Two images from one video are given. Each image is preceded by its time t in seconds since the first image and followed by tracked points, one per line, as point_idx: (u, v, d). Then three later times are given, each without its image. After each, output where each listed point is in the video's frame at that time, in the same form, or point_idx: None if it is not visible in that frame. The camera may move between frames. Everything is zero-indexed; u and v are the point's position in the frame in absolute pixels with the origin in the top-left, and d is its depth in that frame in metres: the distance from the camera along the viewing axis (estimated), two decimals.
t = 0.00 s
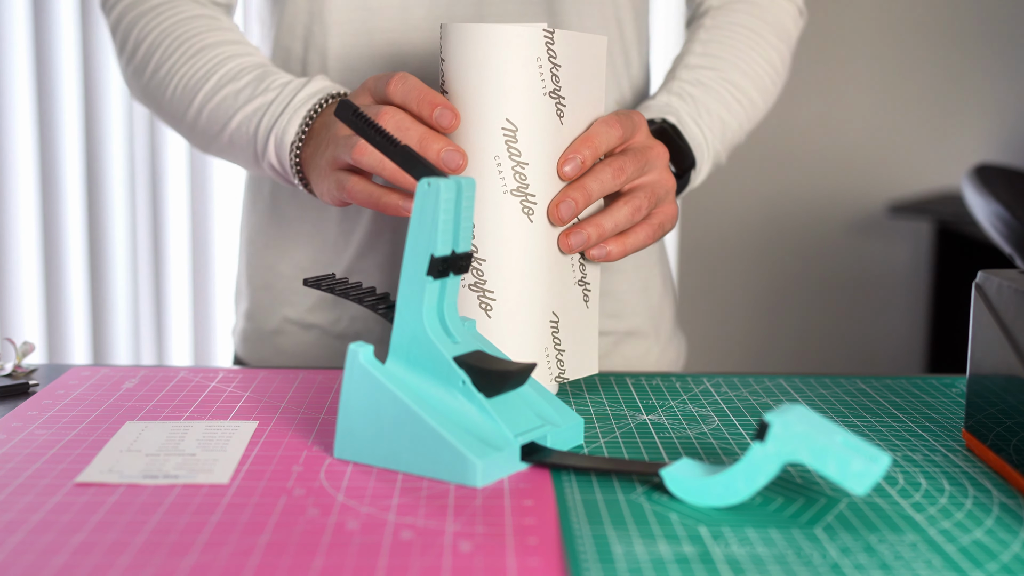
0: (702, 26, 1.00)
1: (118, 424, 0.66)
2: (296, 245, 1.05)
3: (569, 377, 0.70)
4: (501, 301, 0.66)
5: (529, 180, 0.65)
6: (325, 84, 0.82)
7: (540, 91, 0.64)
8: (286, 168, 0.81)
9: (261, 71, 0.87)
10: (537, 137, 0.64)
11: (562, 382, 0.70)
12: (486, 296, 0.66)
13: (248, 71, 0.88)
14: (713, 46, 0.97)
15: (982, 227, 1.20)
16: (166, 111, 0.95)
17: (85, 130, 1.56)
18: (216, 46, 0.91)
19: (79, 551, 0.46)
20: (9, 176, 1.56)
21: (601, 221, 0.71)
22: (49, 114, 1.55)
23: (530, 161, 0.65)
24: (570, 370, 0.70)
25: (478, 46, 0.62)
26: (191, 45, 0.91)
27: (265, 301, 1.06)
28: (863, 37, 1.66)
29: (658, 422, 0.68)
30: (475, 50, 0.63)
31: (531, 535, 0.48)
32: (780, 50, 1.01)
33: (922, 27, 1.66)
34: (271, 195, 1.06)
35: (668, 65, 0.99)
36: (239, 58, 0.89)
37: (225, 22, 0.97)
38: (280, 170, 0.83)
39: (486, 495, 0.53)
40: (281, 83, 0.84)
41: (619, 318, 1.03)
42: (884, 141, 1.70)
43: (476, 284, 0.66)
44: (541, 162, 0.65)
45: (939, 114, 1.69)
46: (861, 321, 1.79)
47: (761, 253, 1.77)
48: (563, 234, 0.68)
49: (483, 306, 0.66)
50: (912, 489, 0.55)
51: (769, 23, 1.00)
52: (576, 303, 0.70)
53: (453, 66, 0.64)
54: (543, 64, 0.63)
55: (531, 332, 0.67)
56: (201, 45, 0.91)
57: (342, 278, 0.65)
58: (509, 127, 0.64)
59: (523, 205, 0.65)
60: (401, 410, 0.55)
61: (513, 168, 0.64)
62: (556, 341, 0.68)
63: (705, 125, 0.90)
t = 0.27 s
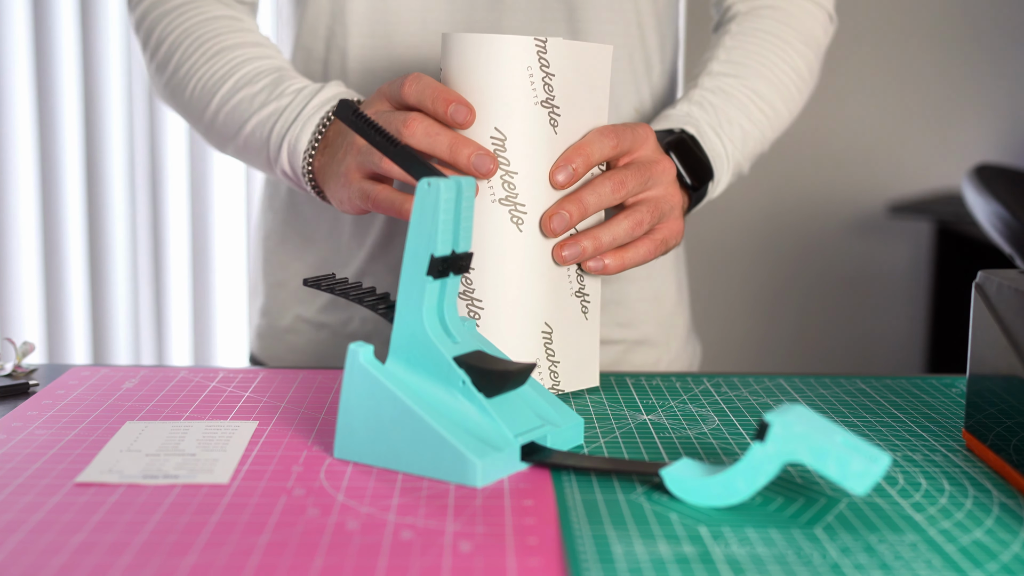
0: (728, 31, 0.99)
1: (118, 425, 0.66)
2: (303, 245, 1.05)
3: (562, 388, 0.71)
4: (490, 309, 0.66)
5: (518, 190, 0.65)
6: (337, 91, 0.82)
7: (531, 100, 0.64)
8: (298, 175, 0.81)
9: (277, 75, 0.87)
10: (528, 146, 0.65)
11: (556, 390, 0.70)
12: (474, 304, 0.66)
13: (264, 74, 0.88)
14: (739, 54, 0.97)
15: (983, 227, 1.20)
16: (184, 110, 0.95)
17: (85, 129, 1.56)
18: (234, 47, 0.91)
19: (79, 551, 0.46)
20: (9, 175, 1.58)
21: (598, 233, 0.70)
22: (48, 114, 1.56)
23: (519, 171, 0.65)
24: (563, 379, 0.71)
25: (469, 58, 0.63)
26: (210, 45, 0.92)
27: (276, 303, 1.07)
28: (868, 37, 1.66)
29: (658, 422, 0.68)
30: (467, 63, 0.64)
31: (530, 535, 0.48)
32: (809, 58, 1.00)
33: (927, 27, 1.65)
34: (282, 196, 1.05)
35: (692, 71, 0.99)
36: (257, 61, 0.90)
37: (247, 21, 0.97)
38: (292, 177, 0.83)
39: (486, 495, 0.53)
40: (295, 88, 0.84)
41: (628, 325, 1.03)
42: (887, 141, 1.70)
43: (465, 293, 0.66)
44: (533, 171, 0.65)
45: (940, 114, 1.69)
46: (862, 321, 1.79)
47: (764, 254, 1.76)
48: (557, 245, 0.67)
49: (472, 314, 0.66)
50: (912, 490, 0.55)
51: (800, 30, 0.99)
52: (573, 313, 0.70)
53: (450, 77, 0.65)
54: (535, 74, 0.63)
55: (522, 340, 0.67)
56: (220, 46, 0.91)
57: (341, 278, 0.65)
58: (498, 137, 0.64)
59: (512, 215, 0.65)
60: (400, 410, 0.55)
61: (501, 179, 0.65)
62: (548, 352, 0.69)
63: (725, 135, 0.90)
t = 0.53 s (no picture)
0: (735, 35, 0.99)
1: (118, 425, 0.66)
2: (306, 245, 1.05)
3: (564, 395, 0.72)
4: (487, 319, 0.67)
5: (511, 201, 0.65)
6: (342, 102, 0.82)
7: (521, 111, 0.64)
8: (303, 184, 0.81)
9: (284, 83, 0.87)
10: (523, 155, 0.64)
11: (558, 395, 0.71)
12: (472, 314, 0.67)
13: (270, 82, 0.88)
14: (746, 59, 0.96)
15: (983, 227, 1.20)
16: (191, 114, 0.96)
17: (85, 129, 1.56)
18: (242, 54, 0.91)
19: (79, 551, 0.46)
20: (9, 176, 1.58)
21: (593, 242, 0.70)
22: (49, 114, 1.56)
23: (511, 181, 0.65)
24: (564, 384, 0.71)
25: (461, 71, 0.64)
26: (218, 52, 0.92)
27: (282, 303, 1.07)
28: (870, 37, 1.66)
29: (658, 422, 0.68)
30: (458, 77, 0.64)
31: (531, 535, 0.48)
32: (818, 62, 0.99)
33: (929, 28, 1.65)
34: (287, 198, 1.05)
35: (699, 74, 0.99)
36: (264, 68, 0.90)
37: (256, 26, 0.97)
38: (296, 186, 0.84)
39: (486, 495, 0.53)
40: (301, 99, 0.85)
41: (632, 330, 1.03)
42: (888, 141, 1.70)
43: (463, 303, 0.67)
44: (526, 181, 0.65)
45: (942, 114, 1.69)
46: (862, 321, 1.79)
47: (764, 255, 1.76)
48: (552, 255, 0.67)
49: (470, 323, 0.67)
50: (912, 490, 0.55)
51: (808, 33, 0.98)
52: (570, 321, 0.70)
53: (448, 91, 0.66)
54: (524, 84, 0.63)
55: (520, 349, 0.67)
56: (227, 52, 0.91)
57: (341, 278, 0.65)
58: (488, 149, 0.65)
59: (506, 225, 0.65)
60: (400, 410, 0.55)
61: (494, 189, 0.65)
62: (547, 359, 0.69)
63: (726, 139, 0.90)
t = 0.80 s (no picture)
0: (741, 33, 0.99)
1: (118, 425, 0.66)
2: (307, 246, 1.05)
3: (561, 389, 0.71)
4: (487, 314, 0.66)
5: (511, 195, 0.65)
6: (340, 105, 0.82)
7: (519, 106, 0.64)
8: (302, 187, 0.82)
9: (282, 84, 0.87)
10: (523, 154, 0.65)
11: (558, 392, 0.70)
12: (473, 310, 0.67)
13: (268, 84, 0.88)
14: (751, 57, 0.96)
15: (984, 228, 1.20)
16: (190, 117, 0.96)
17: (84, 129, 1.56)
18: (241, 56, 0.91)
19: (79, 551, 0.46)
20: (9, 175, 1.58)
21: (591, 232, 0.70)
22: (49, 115, 1.56)
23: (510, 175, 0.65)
24: (563, 381, 0.71)
25: (458, 69, 0.64)
26: (216, 54, 0.92)
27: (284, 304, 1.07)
28: (872, 38, 1.66)
29: (658, 422, 0.68)
30: (457, 74, 0.65)
31: (530, 535, 0.48)
32: (823, 60, 0.99)
33: (931, 28, 1.65)
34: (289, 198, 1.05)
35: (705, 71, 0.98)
36: (263, 70, 0.90)
37: (255, 28, 0.96)
38: (296, 188, 0.84)
39: (486, 495, 0.53)
40: (299, 100, 0.84)
41: (634, 332, 1.03)
42: (890, 142, 1.69)
43: (463, 299, 0.67)
44: (525, 177, 0.65)
45: (943, 114, 1.69)
46: (862, 322, 1.79)
47: (765, 255, 1.76)
48: (551, 246, 0.67)
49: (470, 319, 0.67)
50: (912, 489, 0.55)
51: (814, 31, 0.98)
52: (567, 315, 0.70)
53: (450, 88, 0.66)
54: (522, 77, 0.63)
55: (522, 344, 0.67)
56: (226, 55, 0.91)
57: (342, 278, 0.65)
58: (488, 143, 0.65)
59: (506, 221, 0.65)
60: (401, 410, 0.55)
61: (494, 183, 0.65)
62: (547, 355, 0.69)
63: (731, 137, 0.90)
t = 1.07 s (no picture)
0: (745, 32, 0.99)
1: (118, 424, 0.66)
2: (309, 246, 1.05)
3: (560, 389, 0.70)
4: (482, 313, 0.66)
5: (506, 196, 0.65)
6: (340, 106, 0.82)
7: (514, 106, 0.64)
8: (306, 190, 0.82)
9: (282, 87, 0.87)
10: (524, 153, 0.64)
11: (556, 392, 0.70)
12: (468, 309, 0.67)
13: (268, 87, 0.88)
14: (756, 56, 0.96)
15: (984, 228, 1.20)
16: (192, 119, 0.96)
17: (84, 128, 1.56)
18: (240, 57, 0.91)
19: (79, 551, 0.46)
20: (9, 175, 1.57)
21: (587, 231, 0.69)
22: (49, 116, 1.56)
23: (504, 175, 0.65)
24: (560, 381, 0.70)
25: (456, 66, 0.65)
26: (216, 56, 0.92)
27: (285, 304, 1.07)
28: (873, 38, 1.66)
29: (658, 422, 0.68)
30: (454, 72, 0.65)
31: (530, 535, 0.48)
32: (827, 59, 0.99)
33: (932, 27, 1.65)
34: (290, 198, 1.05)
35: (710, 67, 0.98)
36: (264, 71, 0.90)
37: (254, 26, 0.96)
38: (300, 190, 0.84)
39: (486, 495, 0.53)
40: (299, 103, 0.84)
41: (635, 333, 1.03)
42: (891, 142, 1.69)
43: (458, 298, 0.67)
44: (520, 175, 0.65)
45: (943, 115, 1.69)
46: (863, 322, 1.79)
47: (765, 256, 1.76)
48: (546, 246, 0.67)
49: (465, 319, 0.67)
50: (912, 490, 0.55)
51: (817, 29, 0.98)
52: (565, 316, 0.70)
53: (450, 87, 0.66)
54: (514, 77, 0.63)
55: (517, 343, 0.67)
56: (225, 56, 0.91)
57: (341, 278, 0.65)
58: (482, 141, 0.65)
59: (499, 221, 0.65)
60: (401, 410, 0.55)
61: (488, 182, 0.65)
62: (544, 354, 0.68)
63: (739, 135, 0.90)
